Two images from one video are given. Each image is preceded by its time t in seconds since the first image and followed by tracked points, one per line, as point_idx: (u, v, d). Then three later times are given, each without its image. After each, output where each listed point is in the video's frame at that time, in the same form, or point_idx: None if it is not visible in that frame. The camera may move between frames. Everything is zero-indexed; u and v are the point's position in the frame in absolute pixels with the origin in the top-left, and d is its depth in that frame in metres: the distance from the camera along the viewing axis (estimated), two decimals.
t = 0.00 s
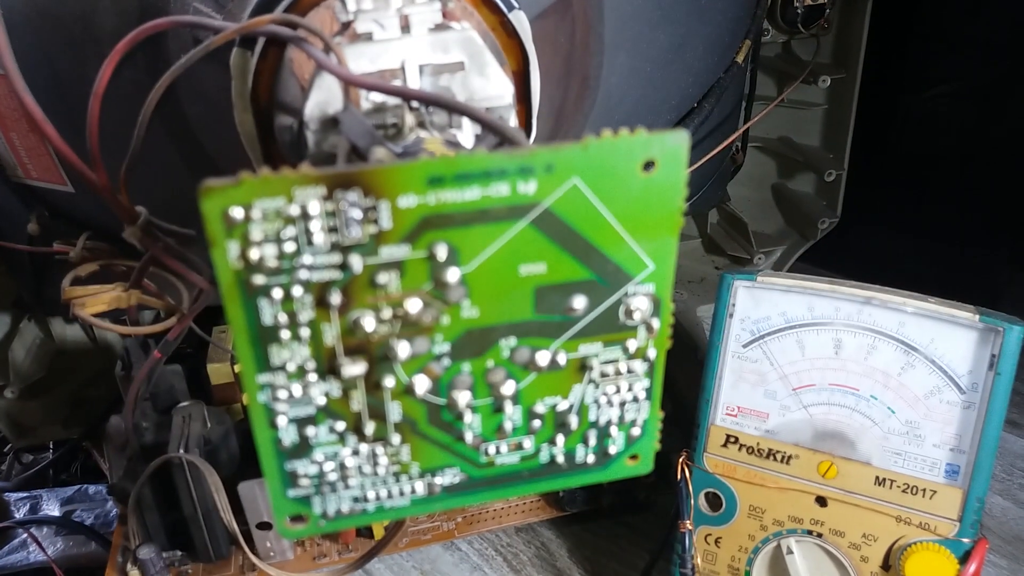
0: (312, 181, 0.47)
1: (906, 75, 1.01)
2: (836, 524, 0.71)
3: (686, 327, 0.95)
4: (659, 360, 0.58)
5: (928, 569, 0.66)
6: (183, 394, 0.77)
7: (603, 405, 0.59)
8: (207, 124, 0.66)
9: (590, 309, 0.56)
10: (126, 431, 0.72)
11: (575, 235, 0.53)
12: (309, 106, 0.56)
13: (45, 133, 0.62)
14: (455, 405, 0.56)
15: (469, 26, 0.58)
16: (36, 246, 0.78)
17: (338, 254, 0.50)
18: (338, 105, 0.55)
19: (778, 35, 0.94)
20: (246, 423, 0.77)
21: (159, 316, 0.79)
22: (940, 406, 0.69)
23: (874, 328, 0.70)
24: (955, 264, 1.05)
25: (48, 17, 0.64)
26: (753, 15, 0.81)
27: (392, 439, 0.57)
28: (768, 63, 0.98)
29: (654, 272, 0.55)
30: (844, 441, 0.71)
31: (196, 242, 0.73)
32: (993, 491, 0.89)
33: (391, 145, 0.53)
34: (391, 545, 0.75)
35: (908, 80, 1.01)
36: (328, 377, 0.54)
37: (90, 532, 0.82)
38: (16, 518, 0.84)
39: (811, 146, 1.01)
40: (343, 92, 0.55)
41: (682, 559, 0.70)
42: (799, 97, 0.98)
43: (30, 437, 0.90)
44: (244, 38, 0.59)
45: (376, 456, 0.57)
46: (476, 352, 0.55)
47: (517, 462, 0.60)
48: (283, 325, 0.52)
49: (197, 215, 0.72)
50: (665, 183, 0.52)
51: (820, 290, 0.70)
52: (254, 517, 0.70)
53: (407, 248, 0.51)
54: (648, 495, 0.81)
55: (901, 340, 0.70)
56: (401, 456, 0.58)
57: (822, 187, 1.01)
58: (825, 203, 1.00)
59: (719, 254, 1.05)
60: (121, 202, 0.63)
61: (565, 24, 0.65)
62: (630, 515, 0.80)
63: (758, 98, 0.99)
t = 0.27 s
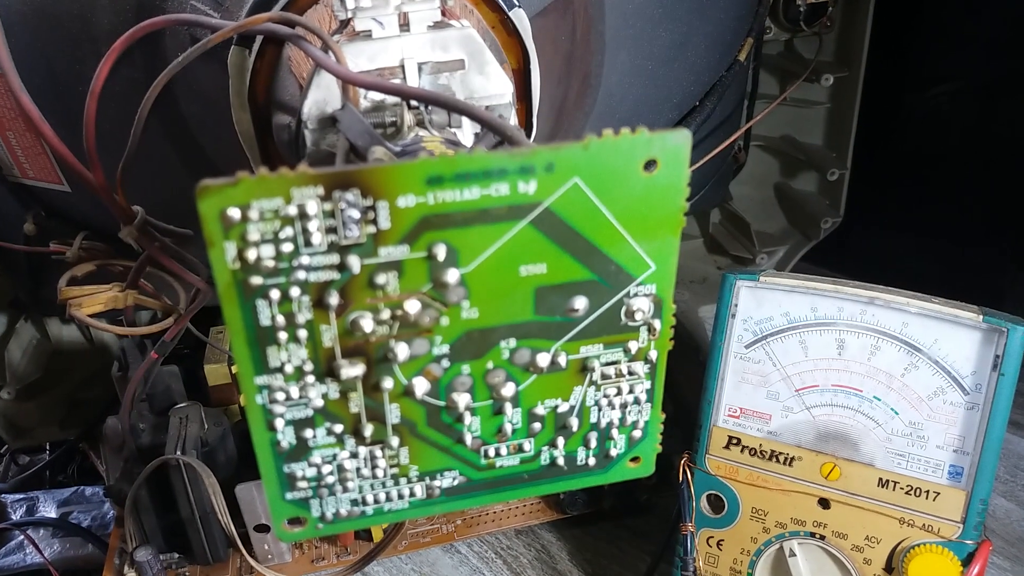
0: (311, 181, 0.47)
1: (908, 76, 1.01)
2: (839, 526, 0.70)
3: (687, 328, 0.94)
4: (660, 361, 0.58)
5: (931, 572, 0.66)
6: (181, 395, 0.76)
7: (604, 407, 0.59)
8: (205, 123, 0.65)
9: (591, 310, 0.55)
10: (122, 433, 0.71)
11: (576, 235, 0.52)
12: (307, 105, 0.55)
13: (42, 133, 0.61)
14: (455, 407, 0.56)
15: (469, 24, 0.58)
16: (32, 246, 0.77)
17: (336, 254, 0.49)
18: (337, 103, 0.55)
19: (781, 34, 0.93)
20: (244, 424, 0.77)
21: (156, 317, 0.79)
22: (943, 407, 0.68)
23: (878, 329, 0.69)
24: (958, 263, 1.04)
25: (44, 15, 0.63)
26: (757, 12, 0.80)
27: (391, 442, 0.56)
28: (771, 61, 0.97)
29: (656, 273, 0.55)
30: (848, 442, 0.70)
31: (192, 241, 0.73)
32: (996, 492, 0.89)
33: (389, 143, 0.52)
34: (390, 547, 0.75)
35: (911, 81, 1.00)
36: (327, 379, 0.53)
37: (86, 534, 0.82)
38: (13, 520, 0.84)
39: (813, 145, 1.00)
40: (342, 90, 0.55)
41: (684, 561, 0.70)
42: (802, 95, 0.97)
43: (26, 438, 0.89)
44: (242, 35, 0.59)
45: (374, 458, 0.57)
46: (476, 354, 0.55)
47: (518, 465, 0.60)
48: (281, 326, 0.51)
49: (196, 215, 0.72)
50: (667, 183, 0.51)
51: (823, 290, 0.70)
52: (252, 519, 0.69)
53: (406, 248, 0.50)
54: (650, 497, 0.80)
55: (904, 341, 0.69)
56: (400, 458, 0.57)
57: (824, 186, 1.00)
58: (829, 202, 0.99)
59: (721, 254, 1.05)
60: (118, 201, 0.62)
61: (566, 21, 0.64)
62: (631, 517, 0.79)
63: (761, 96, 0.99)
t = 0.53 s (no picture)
0: (308, 180, 0.46)
1: (913, 72, 0.92)
2: (843, 529, 0.69)
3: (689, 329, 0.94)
4: (663, 362, 0.57)
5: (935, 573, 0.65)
6: (176, 396, 0.75)
7: (606, 409, 0.58)
8: (203, 123, 0.62)
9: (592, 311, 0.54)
10: (118, 434, 0.71)
11: (578, 235, 0.51)
12: (304, 102, 0.55)
13: (35, 131, 0.62)
14: (454, 408, 0.55)
15: (468, 21, 0.57)
16: (27, 245, 0.77)
17: (333, 254, 0.48)
18: (334, 101, 0.55)
19: (784, 30, 0.92)
20: (240, 426, 0.76)
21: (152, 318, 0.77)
22: (948, 409, 0.67)
23: (882, 330, 0.68)
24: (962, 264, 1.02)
25: (37, 11, 0.62)
26: (759, 9, 0.79)
27: (390, 444, 0.55)
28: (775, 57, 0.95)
29: (658, 273, 0.54)
30: (852, 444, 0.70)
31: (188, 241, 0.71)
32: (1000, 495, 0.88)
33: (387, 142, 0.51)
34: (388, 551, 0.74)
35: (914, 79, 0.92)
36: (324, 381, 0.52)
37: (82, 536, 0.81)
38: (8, 522, 0.83)
39: (818, 143, 0.98)
40: (339, 87, 0.54)
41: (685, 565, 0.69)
42: (805, 93, 0.95)
43: (21, 439, 0.88)
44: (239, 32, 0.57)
45: (372, 461, 0.56)
46: (475, 355, 0.54)
47: (518, 467, 0.59)
48: (277, 327, 0.50)
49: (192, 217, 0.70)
50: (669, 181, 0.51)
51: (827, 291, 0.69)
52: (248, 522, 0.69)
53: (405, 248, 0.49)
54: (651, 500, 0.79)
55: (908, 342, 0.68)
56: (399, 461, 0.56)
57: (829, 185, 0.98)
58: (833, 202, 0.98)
59: (724, 254, 1.03)
60: (113, 200, 0.62)
61: (567, 19, 0.63)
62: (632, 521, 0.78)
63: (764, 93, 0.97)
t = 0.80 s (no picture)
0: (307, 179, 0.46)
1: (915, 71, 0.91)
2: (844, 530, 0.69)
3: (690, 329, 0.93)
4: (663, 362, 0.56)
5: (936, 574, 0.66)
6: (175, 396, 0.75)
7: (606, 409, 0.57)
8: (202, 122, 0.62)
9: (593, 311, 0.54)
10: (117, 434, 0.71)
11: (578, 235, 0.51)
12: (303, 102, 0.54)
13: (36, 132, 0.64)
14: (454, 409, 0.55)
15: (468, 20, 0.57)
16: (27, 245, 0.77)
17: (332, 254, 0.48)
18: (333, 100, 0.54)
19: (784, 29, 0.93)
20: (239, 427, 0.75)
21: (150, 317, 0.77)
22: (950, 409, 0.67)
23: (884, 330, 0.68)
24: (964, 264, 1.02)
25: (34, 9, 0.61)
26: (760, 8, 0.79)
27: (389, 445, 0.55)
28: (776, 56, 0.96)
29: (659, 273, 0.54)
30: (853, 445, 0.69)
31: (188, 240, 0.71)
32: (1002, 495, 0.87)
33: (387, 141, 0.51)
34: (388, 552, 0.73)
35: (916, 77, 0.91)
36: (323, 381, 0.52)
37: (80, 536, 0.81)
38: (7, 523, 0.83)
39: (819, 143, 0.97)
40: (339, 87, 0.54)
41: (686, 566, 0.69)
42: (807, 92, 0.96)
43: (20, 440, 0.87)
44: (238, 31, 0.57)
45: (371, 461, 0.55)
46: (475, 355, 0.54)
47: (518, 468, 0.58)
48: (276, 327, 0.50)
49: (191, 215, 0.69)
50: (670, 181, 0.50)
51: (829, 291, 0.69)
52: (247, 523, 0.68)
53: (404, 247, 0.49)
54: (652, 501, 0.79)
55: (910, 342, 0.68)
56: (399, 462, 0.56)
57: (830, 184, 0.97)
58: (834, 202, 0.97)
59: (726, 253, 1.02)
60: (112, 200, 0.63)
61: (567, 18, 0.63)
62: (633, 522, 0.78)
63: (765, 93, 0.97)
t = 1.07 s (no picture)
0: (307, 178, 0.46)
1: (916, 69, 0.91)
2: (844, 529, 0.69)
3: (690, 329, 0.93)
4: (663, 361, 0.56)
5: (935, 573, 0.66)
6: (175, 396, 0.75)
7: (606, 408, 0.57)
8: (202, 121, 0.62)
9: (593, 310, 0.54)
10: (117, 433, 0.71)
11: (578, 234, 0.51)
12: (303, 101, 0.54)
13: (36, 131, 0.64)
14: (454, 408, 0.55)
15: (468, 19, 0.57)
16: (27, 245, 0.77)
17: (332, 253, 0.48)
18: (333, 100, 0.54)
19: (784, 29, 0.93)
20: (239, 426, 0.75)
21: (150, 317, 0.77)
22: (949, 409, 0.67)
23: (884, 329, 0.68)
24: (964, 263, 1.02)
25: (34, 9, 0.61)
26: (760, 8, 0.79)
27: (389, 444, 0.55)
28: (776, 57, 0.96)
29: (658, 272, 0.54)
30: (853, 444, 0.69)
31: (187, 240, 0.71)
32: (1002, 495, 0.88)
33: (387, 141, 0.51)
34: (388, 551, 0.73)
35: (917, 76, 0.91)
36: (323, 381, 0.52)
37: (80, 536, 0.81)
38: (7, 522, 0.83)
39: (819, 143, 0.97)
40: (338, 86, 0.54)
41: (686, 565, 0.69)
42: (806, 92, 0.96)
43: (20, 440, 0.87)
44: (238, 31, 0.57)
45: (371, 461, 0.56)
46: (475, 354, 0.54)
47: (518, 467, 0.58)
48: (277, 327, 0.50)
49: (190, 215, 0.69)
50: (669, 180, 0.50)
51: (829, 290, 0.69)
52: (247, 522, 0.69)
53: (404, 247, 0.49)
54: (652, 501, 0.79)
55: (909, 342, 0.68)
56: (399, 461, 0.56)
57: (830, 184, 0.97)
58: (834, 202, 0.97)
59: (726, 253, 1.01)
60: (111, 200, 0.63)
61: (567, 18, 0.63)
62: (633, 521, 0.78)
63: (765, 93, 0.97)
